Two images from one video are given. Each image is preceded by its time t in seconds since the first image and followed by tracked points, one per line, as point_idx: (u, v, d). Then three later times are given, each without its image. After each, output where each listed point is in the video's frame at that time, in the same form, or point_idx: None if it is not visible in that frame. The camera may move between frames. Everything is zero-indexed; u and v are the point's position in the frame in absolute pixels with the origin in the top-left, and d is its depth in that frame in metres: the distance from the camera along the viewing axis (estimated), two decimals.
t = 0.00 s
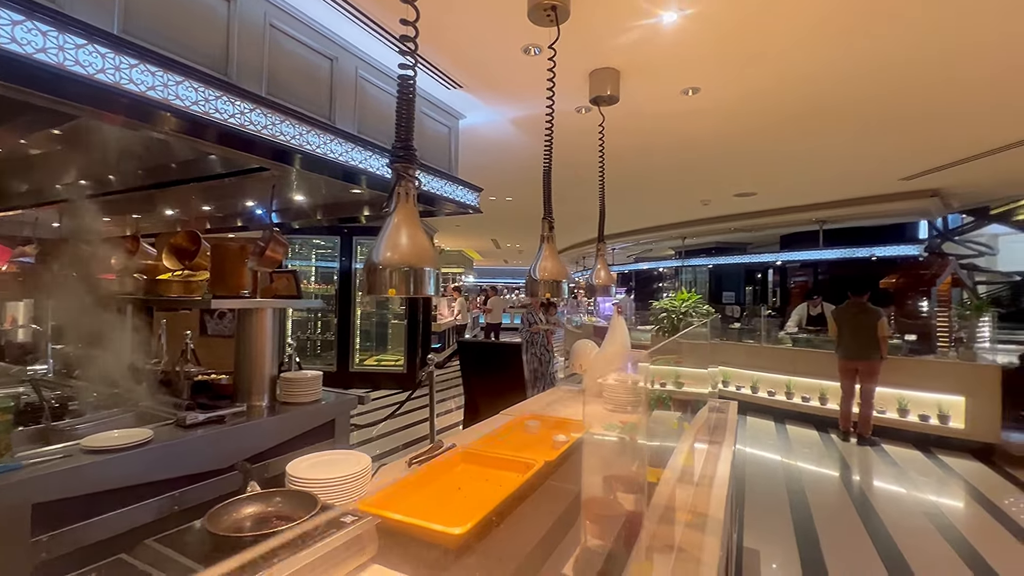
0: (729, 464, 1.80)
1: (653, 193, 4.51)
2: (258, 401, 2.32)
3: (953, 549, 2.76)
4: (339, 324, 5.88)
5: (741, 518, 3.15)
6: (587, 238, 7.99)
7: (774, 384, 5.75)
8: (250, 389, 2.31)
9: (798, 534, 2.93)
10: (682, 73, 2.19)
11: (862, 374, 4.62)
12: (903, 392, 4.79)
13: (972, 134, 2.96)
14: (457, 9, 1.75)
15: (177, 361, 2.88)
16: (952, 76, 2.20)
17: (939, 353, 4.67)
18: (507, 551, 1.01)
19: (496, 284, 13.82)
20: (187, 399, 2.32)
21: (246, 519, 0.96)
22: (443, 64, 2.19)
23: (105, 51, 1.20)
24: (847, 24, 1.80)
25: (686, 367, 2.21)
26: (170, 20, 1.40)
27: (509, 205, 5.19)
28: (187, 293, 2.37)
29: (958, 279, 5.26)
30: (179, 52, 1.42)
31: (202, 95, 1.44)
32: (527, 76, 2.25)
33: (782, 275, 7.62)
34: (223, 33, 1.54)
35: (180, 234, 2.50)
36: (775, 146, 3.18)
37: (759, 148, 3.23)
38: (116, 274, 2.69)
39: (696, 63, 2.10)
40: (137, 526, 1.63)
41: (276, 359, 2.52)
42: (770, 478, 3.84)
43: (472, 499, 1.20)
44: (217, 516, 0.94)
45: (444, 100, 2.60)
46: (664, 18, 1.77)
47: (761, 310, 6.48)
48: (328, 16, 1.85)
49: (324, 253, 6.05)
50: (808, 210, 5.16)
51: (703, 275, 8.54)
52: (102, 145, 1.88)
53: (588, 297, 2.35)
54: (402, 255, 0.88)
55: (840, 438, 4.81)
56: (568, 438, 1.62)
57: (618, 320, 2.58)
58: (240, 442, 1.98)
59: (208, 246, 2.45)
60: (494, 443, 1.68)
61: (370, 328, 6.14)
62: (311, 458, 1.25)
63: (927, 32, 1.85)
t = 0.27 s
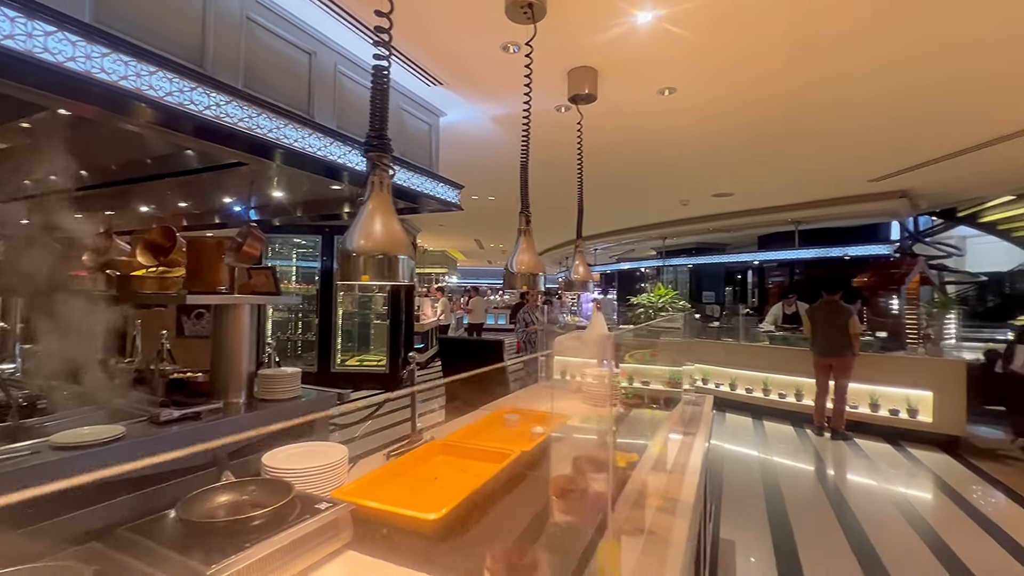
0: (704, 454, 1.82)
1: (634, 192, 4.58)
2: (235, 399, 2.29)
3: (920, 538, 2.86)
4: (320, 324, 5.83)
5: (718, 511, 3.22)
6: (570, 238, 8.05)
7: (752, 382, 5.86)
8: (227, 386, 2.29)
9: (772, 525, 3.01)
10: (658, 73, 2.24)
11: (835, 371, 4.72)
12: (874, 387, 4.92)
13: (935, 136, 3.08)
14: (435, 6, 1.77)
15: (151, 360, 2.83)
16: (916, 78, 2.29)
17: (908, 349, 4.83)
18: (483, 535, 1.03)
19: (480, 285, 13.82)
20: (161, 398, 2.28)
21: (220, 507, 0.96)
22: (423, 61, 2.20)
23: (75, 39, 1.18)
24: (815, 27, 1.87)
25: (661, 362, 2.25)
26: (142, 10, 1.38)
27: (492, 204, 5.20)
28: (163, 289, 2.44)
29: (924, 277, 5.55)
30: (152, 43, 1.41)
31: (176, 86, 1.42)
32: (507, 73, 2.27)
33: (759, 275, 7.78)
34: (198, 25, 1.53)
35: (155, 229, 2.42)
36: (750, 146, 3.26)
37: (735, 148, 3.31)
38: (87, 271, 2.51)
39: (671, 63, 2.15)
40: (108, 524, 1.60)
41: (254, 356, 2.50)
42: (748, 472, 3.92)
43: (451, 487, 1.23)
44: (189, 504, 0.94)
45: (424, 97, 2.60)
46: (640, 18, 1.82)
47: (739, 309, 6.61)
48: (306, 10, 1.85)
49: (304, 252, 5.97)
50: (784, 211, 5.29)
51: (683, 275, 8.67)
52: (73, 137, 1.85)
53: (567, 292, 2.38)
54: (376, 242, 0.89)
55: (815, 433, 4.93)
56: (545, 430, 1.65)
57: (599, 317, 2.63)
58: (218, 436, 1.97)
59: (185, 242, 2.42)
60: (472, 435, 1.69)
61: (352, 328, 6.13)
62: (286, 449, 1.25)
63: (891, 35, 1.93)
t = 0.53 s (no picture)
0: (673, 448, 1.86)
1: (613, 192, 4.63)
2: (209, 398, 2.27)
3: (886, 530, 2.95)
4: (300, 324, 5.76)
5: (693, 506, 3.28)
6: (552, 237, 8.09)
7: (729, 379, 5.98)
8: (201, 386, 2.26)
9: (745, 519, 3.08)
10: (633, 76, 2.28)
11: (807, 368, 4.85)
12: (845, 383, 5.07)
13: (901, 140, 3.18)
14: (410, 6, 1.77)
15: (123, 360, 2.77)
16: (880, 85, 2.37)
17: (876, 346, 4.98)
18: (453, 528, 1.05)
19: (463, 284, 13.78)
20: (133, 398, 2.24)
21: (186, 505, 0.96)
22: (399, 59, 2.20)
23: (38, 32, 1.16)
24: (783, 34, 1.93)
25: (634, 362, 2.30)
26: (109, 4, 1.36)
27: (473, 203, 5.21)
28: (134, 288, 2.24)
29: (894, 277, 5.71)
30: (120, 38, 1.38)
31: (145, 81, 1.40)
32: (483, 73, 2.29)
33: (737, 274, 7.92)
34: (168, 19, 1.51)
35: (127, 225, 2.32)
36: (724, 148, 3.33)
37: (710, 150, 3.38)
38: (54, 268, 2.37)
39: (645, 66, 2.19)
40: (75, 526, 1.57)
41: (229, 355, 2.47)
42: (723, 467, 4.01)
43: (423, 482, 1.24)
44: (155, 502, 0.94)
45: (402, 95, 2.60)
46: (614, 21, 1.85)
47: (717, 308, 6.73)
48: (280, 6, 1.84)
49: (284, 251, 5.89)
50: (759, 211, 5.40)
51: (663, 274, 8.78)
52: (39, 132, 1.81)
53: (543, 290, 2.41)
54: (343, 240, 0.90)
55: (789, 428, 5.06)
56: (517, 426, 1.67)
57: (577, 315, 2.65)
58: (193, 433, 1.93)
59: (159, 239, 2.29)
60: (447, 432, 1.70)
61: (333, 328, 6.00)
62: (257, 447, 1.25)
63: (854, 44, 2.00)
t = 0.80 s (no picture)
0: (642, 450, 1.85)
1: (594, 194, 4.67)
2: (179, 402, 2.24)
3: (853, 525, 3.03)
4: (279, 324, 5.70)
5: (669, 504, 3.33)
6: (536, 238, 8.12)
7: (708, 378, 6.06)
8: (171, 390, 2.23)
9: (718, 516, 3.14)
10: (607, 81, 2.31)
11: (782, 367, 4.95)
12: (820, 382, 5.17)
13: (870, 146, 3.26)
14: (382, 9, 1.78)
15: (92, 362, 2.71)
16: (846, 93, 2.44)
17: (850, 346, 5.11)
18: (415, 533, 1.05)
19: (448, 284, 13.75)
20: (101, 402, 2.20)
21: (142, 514, 0.96)
22: (373, 61, 2.19)
23: None
24: (749, 43, 1.97)
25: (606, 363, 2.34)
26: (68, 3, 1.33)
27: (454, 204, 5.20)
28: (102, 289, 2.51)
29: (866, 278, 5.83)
30: (80, 38, 1.36)
31: (107, 83, 1.37)
32: (459, 76, 2.29)
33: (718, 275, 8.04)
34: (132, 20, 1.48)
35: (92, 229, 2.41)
36: (699, 152, 3.39)
37: (686, 154, 3.43)
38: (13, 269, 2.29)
39: (619, 72, 2.22)
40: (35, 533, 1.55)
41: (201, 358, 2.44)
42: (699, 465, 4.08)
43: (387, 487, 1.22)
44: (109, 512, 0.93)
45: (378, 97, 2.59)
46: (585, 28, 1.88)
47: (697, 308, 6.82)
48: (250, 7, 1.82)
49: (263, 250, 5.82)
50: (737, 213, 5.50)
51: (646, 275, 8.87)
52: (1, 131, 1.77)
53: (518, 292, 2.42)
54: (301, 248, 0.90)
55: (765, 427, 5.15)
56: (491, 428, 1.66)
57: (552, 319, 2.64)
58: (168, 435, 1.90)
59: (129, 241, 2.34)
60: (419, 435, 1.70)
61: (314, 328, 6.00)
62: (222, 452, 1.25)
63: (818, 55, 2.05)
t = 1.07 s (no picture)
0: (621, 449, 1.84)
1: (581, 194, 4.69)
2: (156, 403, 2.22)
3: (831, 523, 3.08)
4: (265, 324, 5.65)
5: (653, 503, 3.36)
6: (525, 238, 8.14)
7: (694, 377, 6.10)
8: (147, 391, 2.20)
9: (701, 514, 3.16)
10: (588, 82, 2.32)
11: (766, 366, 4.99)
12: (804, 381, 5.23)
13: (850, 149, 3.31)
14: (359, 5, 1.77)
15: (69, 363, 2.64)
16: (825, 96, 2.47)
17: (833, 345, 5.18)
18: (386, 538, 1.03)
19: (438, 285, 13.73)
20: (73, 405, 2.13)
21: (102, 518, 0.94)
22: (353, 59, 2.18)
23: None
24: (727, 45, 1.99)
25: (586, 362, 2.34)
26: None
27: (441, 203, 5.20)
28: (76, 290, 2.32)
29: (850, 278, 5.89)
30: (45, 33, 1.32)
31: (74, 79, 1.33)
32: (441, 75, 2.29)
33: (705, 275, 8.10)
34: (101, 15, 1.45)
35: (71, 227, 2.34)
36: (683, 153, 3.41)
37: (669, 155, 3.46)
38: None
39: (599, 73, 2.24)
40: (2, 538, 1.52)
41: (179, 359, 2.41)
42: (684, 463, 4.11)
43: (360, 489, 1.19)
44: (68, 518, 0.91)
45: (360, 95, 2.58)
46: (565, 28, 1.89)
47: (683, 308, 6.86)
48: (226, 3, 1.80)
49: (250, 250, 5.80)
50: (723, 214, 5.55)
51: (634, 275, 8.92)
52: None
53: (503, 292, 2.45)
54: (266, 247, 0.89)
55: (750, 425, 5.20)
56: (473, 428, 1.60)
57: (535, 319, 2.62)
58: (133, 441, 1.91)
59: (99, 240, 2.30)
60: (398, 437, 1.67)
61: (301, 328, 6.12)
62: (190, 453, 1.23)
63: (795, 57, 2.08)
